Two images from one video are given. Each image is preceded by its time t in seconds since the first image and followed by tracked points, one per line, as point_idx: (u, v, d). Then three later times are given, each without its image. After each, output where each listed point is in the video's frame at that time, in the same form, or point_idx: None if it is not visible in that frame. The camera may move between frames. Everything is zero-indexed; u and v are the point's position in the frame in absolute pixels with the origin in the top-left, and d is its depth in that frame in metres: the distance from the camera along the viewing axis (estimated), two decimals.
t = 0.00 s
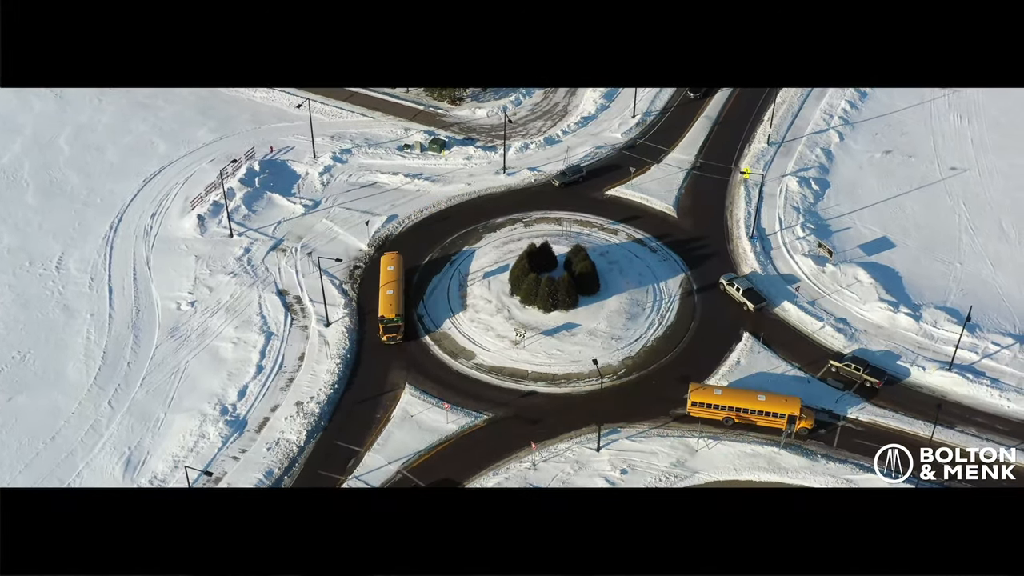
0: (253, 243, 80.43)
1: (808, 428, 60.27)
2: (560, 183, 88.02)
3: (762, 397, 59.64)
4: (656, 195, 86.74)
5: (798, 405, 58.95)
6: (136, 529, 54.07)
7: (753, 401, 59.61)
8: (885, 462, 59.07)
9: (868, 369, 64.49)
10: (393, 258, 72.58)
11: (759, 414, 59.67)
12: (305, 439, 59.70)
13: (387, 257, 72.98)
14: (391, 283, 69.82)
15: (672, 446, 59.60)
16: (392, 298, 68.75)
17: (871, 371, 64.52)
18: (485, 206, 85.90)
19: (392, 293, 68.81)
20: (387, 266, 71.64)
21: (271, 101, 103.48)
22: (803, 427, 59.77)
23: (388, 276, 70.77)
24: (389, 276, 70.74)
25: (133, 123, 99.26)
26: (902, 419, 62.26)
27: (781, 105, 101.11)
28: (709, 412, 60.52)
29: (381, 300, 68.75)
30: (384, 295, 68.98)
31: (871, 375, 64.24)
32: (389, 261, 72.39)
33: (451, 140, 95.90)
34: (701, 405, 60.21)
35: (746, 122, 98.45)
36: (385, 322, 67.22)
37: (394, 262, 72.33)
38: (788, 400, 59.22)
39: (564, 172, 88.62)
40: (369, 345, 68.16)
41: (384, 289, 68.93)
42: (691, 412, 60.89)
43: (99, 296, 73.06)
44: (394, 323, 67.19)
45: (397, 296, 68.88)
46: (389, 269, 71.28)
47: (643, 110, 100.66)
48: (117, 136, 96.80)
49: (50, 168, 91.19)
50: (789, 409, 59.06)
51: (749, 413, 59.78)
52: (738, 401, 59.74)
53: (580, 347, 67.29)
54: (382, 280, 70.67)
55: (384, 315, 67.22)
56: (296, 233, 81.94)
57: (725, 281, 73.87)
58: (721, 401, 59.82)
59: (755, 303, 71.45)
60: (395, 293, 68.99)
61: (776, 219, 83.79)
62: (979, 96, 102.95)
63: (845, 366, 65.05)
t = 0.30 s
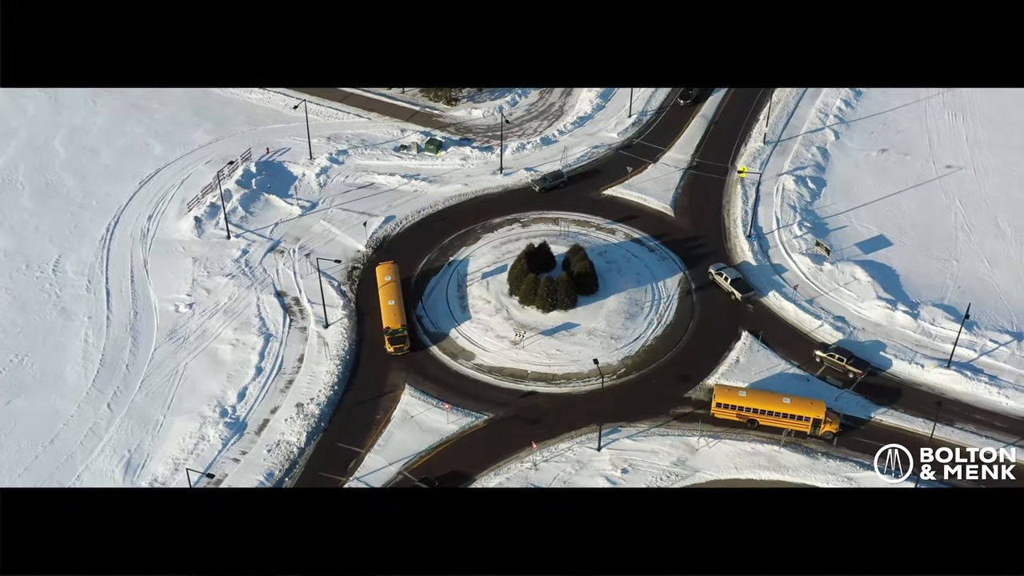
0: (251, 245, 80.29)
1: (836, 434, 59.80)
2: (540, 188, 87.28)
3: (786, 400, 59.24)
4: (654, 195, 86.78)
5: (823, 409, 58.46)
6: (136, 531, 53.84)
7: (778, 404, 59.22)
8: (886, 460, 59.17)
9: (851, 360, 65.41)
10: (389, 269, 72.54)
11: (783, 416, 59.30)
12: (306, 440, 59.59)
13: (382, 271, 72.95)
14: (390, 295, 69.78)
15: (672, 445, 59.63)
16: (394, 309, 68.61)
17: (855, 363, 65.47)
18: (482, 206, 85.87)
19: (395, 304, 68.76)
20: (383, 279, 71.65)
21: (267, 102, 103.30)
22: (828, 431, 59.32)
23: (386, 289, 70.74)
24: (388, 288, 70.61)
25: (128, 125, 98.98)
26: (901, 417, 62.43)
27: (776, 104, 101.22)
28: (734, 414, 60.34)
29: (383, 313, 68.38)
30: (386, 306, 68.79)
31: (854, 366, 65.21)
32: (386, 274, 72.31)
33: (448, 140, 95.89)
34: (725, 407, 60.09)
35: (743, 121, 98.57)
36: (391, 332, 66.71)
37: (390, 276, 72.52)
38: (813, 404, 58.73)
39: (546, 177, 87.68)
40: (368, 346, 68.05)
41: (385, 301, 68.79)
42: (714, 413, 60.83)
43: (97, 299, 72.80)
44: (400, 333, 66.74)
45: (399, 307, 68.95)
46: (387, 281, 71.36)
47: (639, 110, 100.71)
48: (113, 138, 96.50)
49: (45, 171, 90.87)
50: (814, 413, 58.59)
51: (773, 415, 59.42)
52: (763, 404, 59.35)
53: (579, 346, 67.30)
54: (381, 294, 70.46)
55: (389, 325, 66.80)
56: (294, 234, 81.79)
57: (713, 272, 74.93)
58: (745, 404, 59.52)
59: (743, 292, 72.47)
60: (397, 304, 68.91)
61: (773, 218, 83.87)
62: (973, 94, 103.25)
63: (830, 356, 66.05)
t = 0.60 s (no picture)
0: (248, 246, 80.13)
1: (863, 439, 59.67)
2: (521, 193, 86.51)
3: (812, 403, 59.08)
4: (651, 194, 86.84)
5: (849, 412, 58.35)
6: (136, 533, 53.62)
7: (804, 406, 59.00)
8: (886, 457, 59.29)
9: (834, 351, 66.13)
10: (386, 277, 70.76)
11: (808, 419, 59.12)
12: (306, 441, 59.49)
13: (378, 279, 71.07)
14: (392, 304, 68.16)
15: (673, 444, 59.66)
16: (398, 319, 67.03)
17: (838, 352, 66.13)
18: (480, 206, 85.82)
19: (398, 313, 67.16)
20: (381, 287, 69.82)
21: (262, 103, 103.16)
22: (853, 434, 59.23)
23: (386, 297, 69.04)
24: (388, 298, 68.92)
25: (123, 126, 98.73)
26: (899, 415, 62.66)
27: (772, 103, 101.39)
28: (758, 416, 60.17)
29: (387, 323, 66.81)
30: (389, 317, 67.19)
31: (837, 356, 65.85)
32: (383, 283, 70.46)
33: (444, 140, 95.84)
34: (751, 408, 59.93)
35: (739, 120, 98.73)
36: (399, 343, 65.44)
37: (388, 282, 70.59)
38: (839, 407, 58.61)
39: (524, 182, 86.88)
40: (367, 347, 67.93)
41: (388, 311, 67.12)
42: (739, 412, 60.64)
43: (94, 301, 72.57)
44: (408, 343, 65.60)
45: (402, 316, 67.35)
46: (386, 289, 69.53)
47: (635, 109, 100.81)
48: (108, 140, 96.24)
49: (41, 173, 90.57)
50: (839, 416, 58.51)
51: (799, 417, 59.20)
52: (788, 407, 59.14)
53: (579, 346, 67.31)
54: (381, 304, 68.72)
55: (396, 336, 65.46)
56: (291, 236, 81.66)
57: (702, 261, 76.23)
58: (771, 406, 59.31)
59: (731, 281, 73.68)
60: (400, 313, 67.40)
61: (770, 216, 83.98)
62: (968, 92, 103.51)
63: (814, 346, 66.83)
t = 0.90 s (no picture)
0: (245, 247, 80.03)
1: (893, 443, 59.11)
2: (502, 198, 85.78)
3: (838, 405, 58.73)
4: (647, 193, 86.95)
5: (874, 415, 58.10)
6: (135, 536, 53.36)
7: (829, 408, 58.70)
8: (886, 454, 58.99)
9: (817, 340, 67.23)
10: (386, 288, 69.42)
11: (834, 422, 58.80)
12: (306, 443, 59.38)
13: (378, 290, 69.66)
14: (395, 315, 66.79)
15: (672, 443, 59.70)
16: (404, 329, 65.67)
17: (821, 342, 67.23)
18: (477, 207, 85.86)
19: (403, 323, 65.77)
20: (382, 299, 68.39)
21: (257, 105, 103.04)
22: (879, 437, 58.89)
23: (388, 309, 67.63)
24: (390, 308, 67.59)
25: (118, 129, 98.47)
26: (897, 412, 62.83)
27: (766, 102, 101.63)
28: (784, 418, 59.67)
29: (393, 334, 65.40)
30: (394, 327, 65.75)
31: (820, 345, 66.93)
32: (383, 294, 69.14)
33: (440, 141, 95.80)
34: (776, 410, 59.42)
35: (734, 119, 98.94)
36: (407, 352, 64.09)
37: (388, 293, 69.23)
38: (864, 410, 58.39)
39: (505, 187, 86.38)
40: (366, 348, 67.89)
41: (393, 321, 65.76)
42: (764, 415, 60.22)
43: (90, 304, 72.33)
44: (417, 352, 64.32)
45: (408, 326, 65.97)
46: (387, 300, 68.18)
47: (630, 108, 100.96)
48: (103, 142, 95.98)
49: (35, 176, 90.26)
50: (865, 419, 58.22)
51: (824, 420, 58.86)
52: (815, 409, 58.74)
53: (578, 345, 67.39)
54: (383, 315, 67.25)
55: (404, 346, 64.15)
56: (288, 237, 81.54)
57: (688, 250, 77.63)
58: (798, 408, 58.83)
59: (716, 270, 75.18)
60: (405, 323, 66.10)
61: (766, 215, 84.15)
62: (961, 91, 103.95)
63: (797, 334, 67.99)
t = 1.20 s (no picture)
0: (241, 249, 79.84)
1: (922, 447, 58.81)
2: (481, 206, 84.49)
3: (863, 408, 58.48)
4: (642, 192, 87.04)
5: (900, 418, 57.76)
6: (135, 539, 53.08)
7: (854, 411, 58.45)
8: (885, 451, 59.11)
9: (800, 329, 68.23)
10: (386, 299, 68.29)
11: (859, 425, 58.53)
12: (305, 445, 59.25)
13: (377, 301, 68.42)
14: (400, 324, 65.71)
15: (672, 441, 59.75)
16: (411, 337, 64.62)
17: (804, 331, 68.20)
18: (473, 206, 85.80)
19: (410, 331, 64.72)
20: (384, 309, 67.18)
21: (251, 107, 102.83)
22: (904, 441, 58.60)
23: (391, 318, 66.48)
24: (392, 317, 66.48)
25: (111, 131, 98.12)
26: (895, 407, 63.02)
27: (760, 100, 101.84)
28: (809, 419, 59.41)
29: (400, 343, 64.26)
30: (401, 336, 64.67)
31: (802, 334, 67.92)
32: (384, 304, 67.98)
33: (435, 141, 95.70)
34: (801, 412, 59.15)
35: (728, 117, 99.13)
36: (418, 361, 63.03)
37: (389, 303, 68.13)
38: (890, 413, 58.02)
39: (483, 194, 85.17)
40: (364, 349, 67.81)
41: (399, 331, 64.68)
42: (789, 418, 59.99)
43: (86, 307, 72.01)
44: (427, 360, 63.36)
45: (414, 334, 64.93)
46: (389, 310, 67.06)
47: (624, 108, 101.08)
48: (96, 145, 95.63)
49: (29, 179, 89.84)
50: (890, 422, 57.86)
51: (849, 422, 58.61)
52: (840, 412, 58.49)
53: (576, 345, 67.44)
54: (387, 325, 66.06)
55: (414, 355, 63.10)
56: (284, 239, 81.36)
57: (674, 239, 78.79)
58: (823, 411, 58.56)
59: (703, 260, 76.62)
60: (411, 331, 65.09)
61: (761, 213, 84.29)
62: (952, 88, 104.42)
63: (781, 323, 69.00)
